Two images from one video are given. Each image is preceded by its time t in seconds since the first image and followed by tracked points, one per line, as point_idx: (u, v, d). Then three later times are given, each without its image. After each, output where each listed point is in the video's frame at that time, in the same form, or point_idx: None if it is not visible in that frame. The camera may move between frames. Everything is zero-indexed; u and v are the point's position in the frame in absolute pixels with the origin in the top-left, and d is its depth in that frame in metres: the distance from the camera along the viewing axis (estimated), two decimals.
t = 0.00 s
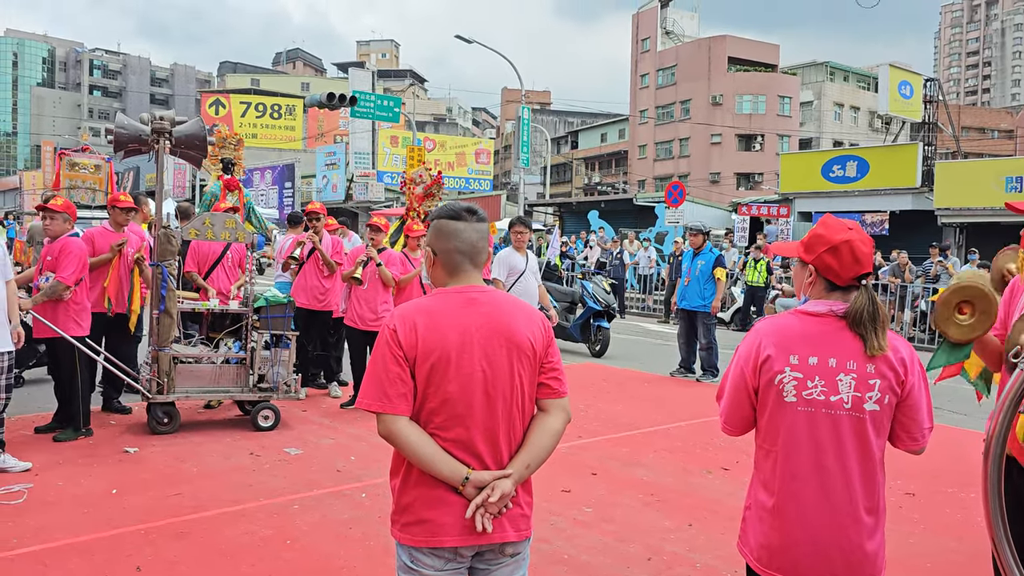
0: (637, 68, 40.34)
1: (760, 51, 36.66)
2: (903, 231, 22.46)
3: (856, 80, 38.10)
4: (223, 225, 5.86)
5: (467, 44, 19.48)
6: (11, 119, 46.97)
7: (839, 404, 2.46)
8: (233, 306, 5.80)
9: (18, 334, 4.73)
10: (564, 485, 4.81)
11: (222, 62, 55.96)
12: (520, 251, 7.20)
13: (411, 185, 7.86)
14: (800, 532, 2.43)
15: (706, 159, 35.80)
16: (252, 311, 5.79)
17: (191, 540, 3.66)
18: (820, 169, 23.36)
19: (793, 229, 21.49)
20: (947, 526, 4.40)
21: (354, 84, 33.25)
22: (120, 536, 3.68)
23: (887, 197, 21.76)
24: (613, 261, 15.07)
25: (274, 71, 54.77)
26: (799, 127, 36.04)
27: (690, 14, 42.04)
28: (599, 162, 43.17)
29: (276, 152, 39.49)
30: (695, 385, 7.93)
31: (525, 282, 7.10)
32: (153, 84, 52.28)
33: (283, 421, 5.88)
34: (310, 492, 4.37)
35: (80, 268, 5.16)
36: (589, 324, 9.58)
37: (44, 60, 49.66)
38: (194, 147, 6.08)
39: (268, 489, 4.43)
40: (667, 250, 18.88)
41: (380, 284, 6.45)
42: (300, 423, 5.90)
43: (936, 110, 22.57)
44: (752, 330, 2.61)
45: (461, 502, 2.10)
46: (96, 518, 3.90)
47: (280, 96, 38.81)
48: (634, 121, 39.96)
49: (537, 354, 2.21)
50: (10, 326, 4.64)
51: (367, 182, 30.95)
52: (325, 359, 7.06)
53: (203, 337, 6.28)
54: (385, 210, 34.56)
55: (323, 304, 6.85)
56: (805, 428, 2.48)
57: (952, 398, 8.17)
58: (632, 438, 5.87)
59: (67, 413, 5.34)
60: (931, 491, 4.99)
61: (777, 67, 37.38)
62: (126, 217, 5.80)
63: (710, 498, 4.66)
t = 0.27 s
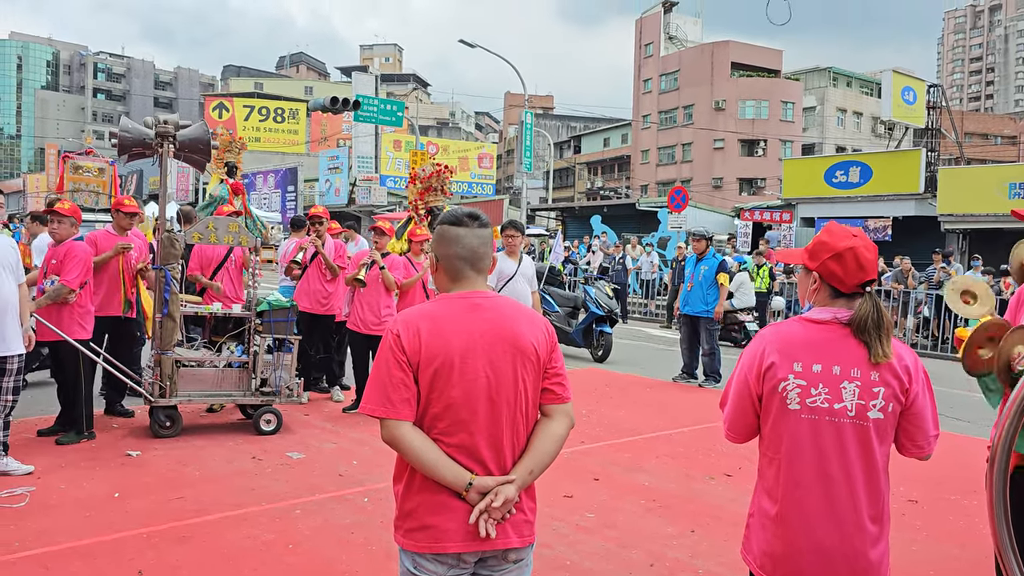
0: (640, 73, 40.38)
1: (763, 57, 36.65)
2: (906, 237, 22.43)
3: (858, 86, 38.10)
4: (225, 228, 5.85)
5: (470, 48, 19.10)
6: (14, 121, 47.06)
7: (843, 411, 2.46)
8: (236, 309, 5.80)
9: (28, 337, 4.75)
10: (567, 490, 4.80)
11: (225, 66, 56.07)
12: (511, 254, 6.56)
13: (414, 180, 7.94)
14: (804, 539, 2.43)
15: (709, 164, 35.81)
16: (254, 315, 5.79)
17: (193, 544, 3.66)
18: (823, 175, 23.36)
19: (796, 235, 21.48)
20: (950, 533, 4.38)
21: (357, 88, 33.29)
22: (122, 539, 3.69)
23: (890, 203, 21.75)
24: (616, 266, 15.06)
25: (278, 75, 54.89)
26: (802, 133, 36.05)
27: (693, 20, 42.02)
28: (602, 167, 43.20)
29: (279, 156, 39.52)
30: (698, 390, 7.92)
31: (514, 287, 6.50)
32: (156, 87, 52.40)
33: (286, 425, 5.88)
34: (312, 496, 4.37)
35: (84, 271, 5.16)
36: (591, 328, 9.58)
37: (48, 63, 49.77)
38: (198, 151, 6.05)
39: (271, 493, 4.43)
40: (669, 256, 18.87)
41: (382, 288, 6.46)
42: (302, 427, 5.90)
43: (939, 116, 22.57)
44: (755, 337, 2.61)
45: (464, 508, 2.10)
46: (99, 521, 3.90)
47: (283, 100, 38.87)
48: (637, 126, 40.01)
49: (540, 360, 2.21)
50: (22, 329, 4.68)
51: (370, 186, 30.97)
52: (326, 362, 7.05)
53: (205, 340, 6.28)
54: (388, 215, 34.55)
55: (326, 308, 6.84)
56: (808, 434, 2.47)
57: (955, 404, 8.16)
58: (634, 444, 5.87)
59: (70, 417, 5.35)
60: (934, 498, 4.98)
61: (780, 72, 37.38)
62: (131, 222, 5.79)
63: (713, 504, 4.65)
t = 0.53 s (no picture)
0: (646, 79, 40.41)
1: (769, 63, 36.60)
2: (912, 243, 22.36)
3: (864, 92, 38.04)
4: (231, 235, 5.86)
5: (477, 55, 19.29)
6: (22, 127, 47.37)
7: (850, 422, 2.45)
8: (241, 316, 5.81)
9: (38, 343, 4.78)
10: (572, 498, 4.79)
11: (232, 72, 56.27)
12: (513, 261, 6.55)
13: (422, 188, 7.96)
14: (808, 549, 2.42)
15: (714, 170, 35.81)
16: (259, 322, 5.80)
17: (198, 551, 3.66)
18: (828, 181, 23.33)
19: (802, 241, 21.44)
20: (955, 542, 4.36)
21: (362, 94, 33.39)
22: (127, 547, 3.68)
23: (896, 209, 21.69)
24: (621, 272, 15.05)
25: (284, 80, 55.05)
26: (807, 139, 36.00)
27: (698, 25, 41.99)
28: (607, 172, 43.22)
29: (285, 161, 39.61)
30: (703, 397, 7.90)
31: (512, 293, 6.48)
32: (163, 93, 52.63)
33: (290, 432, 5.88)
34: (317, 504, 4.37)
35: (92, 277, 5.19)
36: (596, 335, 9.57)
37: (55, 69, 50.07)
38: (203, 157, 6.10)
39: (275, 500, 4.42)
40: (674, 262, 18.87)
41: (386, 294, 6.44)
42: (307, 433, 5.90)
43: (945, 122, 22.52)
44: (763, 346, 2.60)
45: (469, 517, 2.09)
46: (104, 528, 3.90)
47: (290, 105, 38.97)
48: (642, 132, 40.06)
49: (546, 368, 2.20)
50: (31, 336, 4.70)
51: (375, 192, 31.03)
52: (331, 368, 7.04)
53: (211, 347, 6.28)
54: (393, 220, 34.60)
55: (331, 314, 6.86)
56: (814, 445, 2.46)
57: (963, 412, 8.12)
58: (639, 451, 5.86)
59: (75, 423, 5.36)
60: (940, 507, 4.95)
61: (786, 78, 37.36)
62: (135, 227, 5.80)
63: (718, 512, 4.64)
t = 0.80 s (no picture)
0: (655, 85, 40.37)
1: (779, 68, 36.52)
2: (924, 250, 22.23)
3: (875, 97, 37.90)
4: (242, 244, 5.89)
5: (485, 61, 19.30)
6: (35, 134, 47.75)
7: (861, 437, 2.43)
8: (251, 325, 5.83)
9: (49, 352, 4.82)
10: (582, 508, 4.77)
11: (243, 78, 56.53)
12: (525, 271, 6.54)
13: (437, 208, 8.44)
14: (820, 566, 2.40)
15: (724, 176, 35.71)
16: (270, 331, 5.81)
17: (209, 561, 3.67)
18: (839, 187, 23.24)
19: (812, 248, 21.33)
20: (969, 555, 4.31)
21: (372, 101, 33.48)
22: (139, 556, 3.69)
23: (907, 216, 21.58)
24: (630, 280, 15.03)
25: (294, 87, 55.28)
26: (817, 145, 35.86)
27: (707, 31, 41.97)
28: (616, 179, 43.18)
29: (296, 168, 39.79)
30: (713, 406, 7.87)
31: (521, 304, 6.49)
32: (175, 100, 52.92)
33: (300, 441, 5.90)
34: (326, 513, 4.37)
35: (104, 286, 5.22)
36: (606, 342, 9.56)
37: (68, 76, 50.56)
38: (214, 167, 6.13)
39: (285, 509, 4.42)
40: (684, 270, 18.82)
41: (396, 303, 6.46)
42: (317, 443, 5.91)
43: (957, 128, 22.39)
44: (774, 361, 2.59)
45: (478, 533, 2.08)
46: (115, 537, 3.92)
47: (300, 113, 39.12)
48: (652, 138, 40.02)
49: (556, 384, 2.19)
50: (42, 345, 4.73)
51: (385, 199, 31.18)
52: (340, 376, 7.04)
53: (221, 355, 6.30)
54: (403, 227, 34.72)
55: (341, 322, 6.88)
56: (826, 461, 2.45)
57: (975, 422, 8.06)
58: (649, 461, 5.83)
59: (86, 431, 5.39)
60: (953, 518, 4.91)
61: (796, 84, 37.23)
62: (145, 236, 5.83)
63: (729, 523, 4.61)
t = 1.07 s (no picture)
0: (665, 91, 40.34)
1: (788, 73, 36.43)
2: (935, 256, 22.10)
3: (885, 103, 37.75)
4: (253, 251, 5.91)
5: (496, 67, 19.79)
6: (48, 140, 48.10)
7: (873, 449, 2.41)
8: (262, 331, 5.84)
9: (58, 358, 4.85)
10: (591, 516, 4.75)
11: (253, 84, 56.80)
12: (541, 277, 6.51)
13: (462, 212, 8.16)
14: None
15: (734, 181, 35.63)
16: (280, 337, 5.83)
17: (219, 568, 3.67)
18: (849, 193, 23.15)
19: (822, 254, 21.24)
20: (981, 564, 4.27)
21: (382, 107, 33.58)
22: (149, 562, 3.70)
23: (918, 222, 21.47)
24: (639, 286, 15.03)
25: (304, 93, 55.51)
26: (827, 151, 35.73)
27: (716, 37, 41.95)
28: (626, 184, 43.16)
29: (306, 173, 39.91)
30: (723, 414, 7.84)
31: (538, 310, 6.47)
32: (186, 106, 53.19)
33: (309, 447, 5.91)
34: (336, 520, 4.37)
35: (115, 293, 5.24)
36: (616, 349, 9.56)
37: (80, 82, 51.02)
38: (226, 174, 6.16)
39: (295, 516, 4.43)
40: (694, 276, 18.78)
41: (406, 310, 6.48)
42: (327, 449, 5.93)
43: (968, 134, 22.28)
44: (786, 372, 2.58)
45: (483, 542, 2.08)
46: (126, 544, 3.93)
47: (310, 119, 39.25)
48: (661, 144, 40.00)
49: (563, 393, 2.17)
50: (52, 352, 4.75)
51: (395, 205, 31.29)
52: (350, 383, 7.06)
53: (232, 361, 6.35)
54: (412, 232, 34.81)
55: (351, 329, 6.89)
56: (838, 471, 2.43)
57: (987, 430, 8.01)
58: (659, 468, 5.81)
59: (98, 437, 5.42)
60: (965, 527, 4.87)
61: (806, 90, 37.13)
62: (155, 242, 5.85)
63: (739, 532, 4.59)
